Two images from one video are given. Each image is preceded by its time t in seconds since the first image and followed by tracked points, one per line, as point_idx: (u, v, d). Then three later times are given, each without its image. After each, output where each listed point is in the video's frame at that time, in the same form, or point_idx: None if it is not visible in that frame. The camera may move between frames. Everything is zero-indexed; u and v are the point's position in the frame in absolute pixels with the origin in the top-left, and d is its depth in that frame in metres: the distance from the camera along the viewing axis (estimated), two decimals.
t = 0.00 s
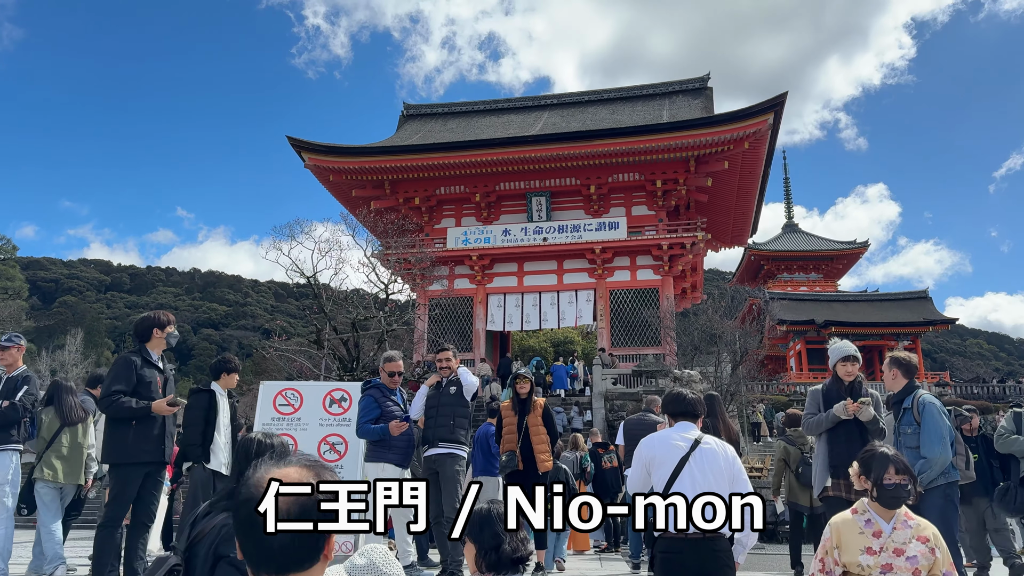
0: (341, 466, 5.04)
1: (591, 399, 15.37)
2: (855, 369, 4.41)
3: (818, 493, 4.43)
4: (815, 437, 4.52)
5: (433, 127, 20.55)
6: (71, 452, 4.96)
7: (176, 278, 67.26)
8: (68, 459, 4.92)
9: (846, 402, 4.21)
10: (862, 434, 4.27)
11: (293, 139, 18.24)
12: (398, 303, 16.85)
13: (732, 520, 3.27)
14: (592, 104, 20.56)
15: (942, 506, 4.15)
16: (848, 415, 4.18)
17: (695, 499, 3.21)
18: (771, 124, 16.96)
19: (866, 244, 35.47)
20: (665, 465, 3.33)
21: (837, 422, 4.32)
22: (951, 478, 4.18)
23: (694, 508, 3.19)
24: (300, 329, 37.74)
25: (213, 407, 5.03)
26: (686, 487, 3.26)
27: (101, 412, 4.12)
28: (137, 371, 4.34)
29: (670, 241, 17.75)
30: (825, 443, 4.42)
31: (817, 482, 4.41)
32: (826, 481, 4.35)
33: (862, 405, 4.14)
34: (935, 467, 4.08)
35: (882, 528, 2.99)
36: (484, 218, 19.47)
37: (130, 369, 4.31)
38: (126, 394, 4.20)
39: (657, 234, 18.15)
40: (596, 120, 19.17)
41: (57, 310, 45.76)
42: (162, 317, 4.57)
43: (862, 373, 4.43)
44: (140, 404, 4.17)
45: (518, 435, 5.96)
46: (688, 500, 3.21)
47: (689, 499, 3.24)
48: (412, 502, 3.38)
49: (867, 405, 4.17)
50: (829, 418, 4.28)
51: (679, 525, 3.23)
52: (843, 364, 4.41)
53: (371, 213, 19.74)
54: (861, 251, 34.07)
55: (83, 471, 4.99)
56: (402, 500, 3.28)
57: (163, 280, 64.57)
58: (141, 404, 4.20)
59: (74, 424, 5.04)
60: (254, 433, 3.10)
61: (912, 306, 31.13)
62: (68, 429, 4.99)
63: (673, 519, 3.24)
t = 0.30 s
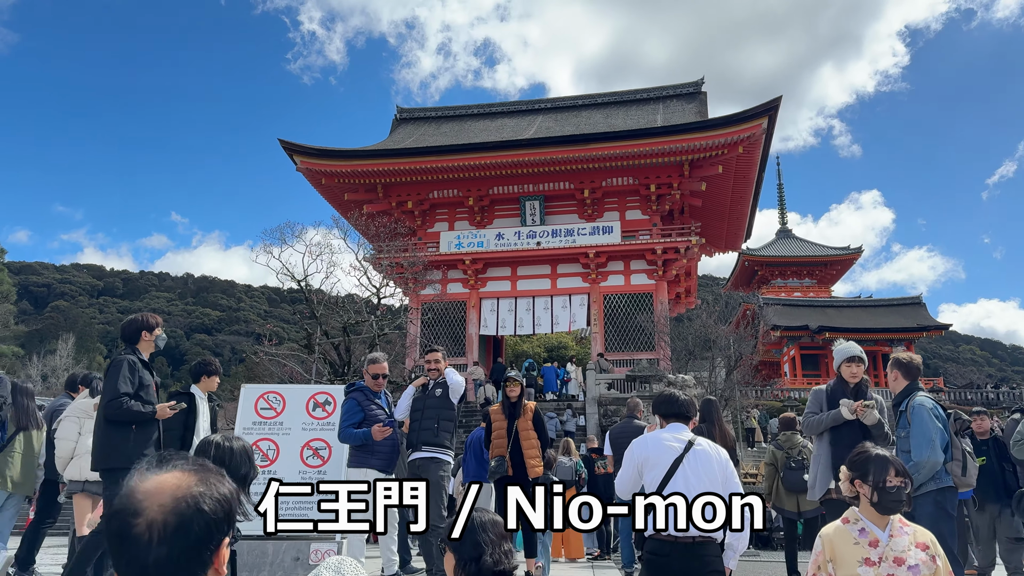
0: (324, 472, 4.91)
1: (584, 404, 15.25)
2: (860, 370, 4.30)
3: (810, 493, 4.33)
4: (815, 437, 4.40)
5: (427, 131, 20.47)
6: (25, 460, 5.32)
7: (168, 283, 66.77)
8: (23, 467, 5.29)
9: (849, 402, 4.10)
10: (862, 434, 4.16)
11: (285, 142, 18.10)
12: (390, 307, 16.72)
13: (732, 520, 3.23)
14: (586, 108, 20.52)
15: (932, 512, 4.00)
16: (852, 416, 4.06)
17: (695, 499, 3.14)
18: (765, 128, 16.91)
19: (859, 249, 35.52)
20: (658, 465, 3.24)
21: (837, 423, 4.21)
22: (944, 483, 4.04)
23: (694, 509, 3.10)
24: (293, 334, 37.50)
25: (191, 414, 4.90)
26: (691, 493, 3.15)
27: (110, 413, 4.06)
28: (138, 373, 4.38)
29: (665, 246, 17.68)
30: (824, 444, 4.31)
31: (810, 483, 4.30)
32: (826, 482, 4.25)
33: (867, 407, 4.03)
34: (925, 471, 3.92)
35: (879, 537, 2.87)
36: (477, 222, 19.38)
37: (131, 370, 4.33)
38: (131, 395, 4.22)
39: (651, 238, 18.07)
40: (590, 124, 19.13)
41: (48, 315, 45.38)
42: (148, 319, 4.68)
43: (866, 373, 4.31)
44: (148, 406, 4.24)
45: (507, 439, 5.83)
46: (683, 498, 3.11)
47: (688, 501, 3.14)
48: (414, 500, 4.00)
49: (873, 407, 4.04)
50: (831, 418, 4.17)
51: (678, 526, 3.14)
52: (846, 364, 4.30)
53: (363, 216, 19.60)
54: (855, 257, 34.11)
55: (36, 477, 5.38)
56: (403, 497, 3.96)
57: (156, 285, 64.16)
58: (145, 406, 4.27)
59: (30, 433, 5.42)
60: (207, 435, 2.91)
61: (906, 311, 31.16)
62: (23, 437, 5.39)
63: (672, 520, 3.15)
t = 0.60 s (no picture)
0: (313, 474, 4.79)
1: (580, 407, 15.13)
2: (869, 368, 4.21)
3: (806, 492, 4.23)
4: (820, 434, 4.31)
5: (422, 133, 20.38)
6: None
7: (163, 287, 66.39)
8: None
9: (858, 398, 4.03)
10: (868, 432, 4.08)
11: (279, 144, 18.00)
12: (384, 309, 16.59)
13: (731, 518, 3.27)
14: (582, 110, 20.48)
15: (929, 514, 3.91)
16: (862, 413, 3.98)
17: (695, 499, 3.15)
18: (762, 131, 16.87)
19: (855, 254, 35.53)
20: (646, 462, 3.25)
21: (844, 420, 4.11)
22: (942, 484, 3.94)
23: (694, 509, 3.12)
24: (288, 338, 37.26)
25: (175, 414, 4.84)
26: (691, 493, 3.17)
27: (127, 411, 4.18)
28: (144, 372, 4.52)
29: (661, 248, 17.59)
30: (829, 441, 4.22)
31: (810, 481, 4.19)
32: (835, 482, 4.10)
33: (879, 404, 3.96)
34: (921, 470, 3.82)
35: (901, 545, 2.77)
36: (472, 224, 19.29)
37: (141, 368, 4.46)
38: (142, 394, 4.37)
39: (647, 241, 17.98)
40: (586, 126, 19.09)
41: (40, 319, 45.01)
42: (145, 317, 4.81)
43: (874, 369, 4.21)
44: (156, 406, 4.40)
45: (501, 440, 5.72)
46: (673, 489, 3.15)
47: (688, 501, 3.16)
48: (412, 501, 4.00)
49: (887, 405, 3.97)
50: (838, 415, 4.08)
51: (678, 526, 3.13)
52: (855, 360, 4.21)
53: (358, 218, 19.51)
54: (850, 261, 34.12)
55: None
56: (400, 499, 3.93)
57: (150, 289, 63.77)
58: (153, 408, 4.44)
59: None
60: (174, 432, 2.80)
61: (902, 316, 31.15)
62: None
63: (673, 520, 3.14)
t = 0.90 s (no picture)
0: (301, 478, 4.65)
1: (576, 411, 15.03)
2: (868, 368, 4.14)
3: (808, 500, 4.10)
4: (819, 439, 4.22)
5: (418, 135, 20.31)
6: None
7: (159, 290, 66.09)
8: None
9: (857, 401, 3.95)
10: (868, 435, 4.00)
11: (274, 145, 17.89)
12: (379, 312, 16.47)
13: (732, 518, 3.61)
14: (578, 112, 20.42)
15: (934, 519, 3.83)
16: (861, 415, 3.90)
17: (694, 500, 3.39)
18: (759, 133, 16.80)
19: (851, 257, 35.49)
20: (634, 442, 3.57)
21: (844, 424, 4.02)
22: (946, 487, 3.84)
23: (695, 508, 3.35)
24: (283, 341, 37.07)
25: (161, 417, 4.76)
26: (687, 489, 3.43)
27: (137, 421, 4.18)
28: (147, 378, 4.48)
29: (657, 251, 17.50)
30: (829, 446, 4.10)
31: (812, 488, 4.06)
32: (838, 488, 3.95)
33: (879, 406, 3.88)
34: (925, 474, 3.71)
35: None
36: (468, 227, 19.20)
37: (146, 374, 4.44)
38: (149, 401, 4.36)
39: (644, 243, 17.88)
40: (583, 128, 19.03)
41: (33, 323, 44.64)
42: (144, 315, 4.73)
43: (873, 369, 4.13)
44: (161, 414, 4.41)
45: (494, 444, 5.62)
46: (663, 475, 3.43)
47: (690, 500, 3.39)
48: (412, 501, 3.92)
49: (886, 405, 3.91)
50: (838, 419, 3.99)
51: (679, 525, 3.35)
52: (853, 361, 4.14)
53: (353, 220, 19.40)
54: (847, 265, 34.09)
55: None
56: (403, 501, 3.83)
57: (146, 292, 63.38)
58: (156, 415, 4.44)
59: None
60: (138, 434, 2.68)
61: (898, 319, 31.11)
62: None
63: (674, 518, 3.36)
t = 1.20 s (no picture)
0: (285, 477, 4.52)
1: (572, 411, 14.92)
2: (862, 359, 4.05)
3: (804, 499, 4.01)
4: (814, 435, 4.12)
5: (414, 135, 20.23)
6: None
7: (155, 291, 65.80)
8: None
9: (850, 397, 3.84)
10: (862, 429, 3.90)
11: (268, 144, 17.76)
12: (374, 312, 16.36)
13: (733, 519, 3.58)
14: (575, 112, 20.35)
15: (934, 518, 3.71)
16: (854, 411, 3.80)
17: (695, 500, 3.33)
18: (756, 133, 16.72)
19: (848, 259, 35.45)
20: (624, 438, 3.49)
21: (837, 420, 3.93)
22: (947, 485, 3.72)
23: (695, 508, 3.29)
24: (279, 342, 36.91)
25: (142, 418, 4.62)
26: (681, 487, 3.36)
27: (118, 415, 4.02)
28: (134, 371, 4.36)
29: (654, 251, 17.40)
30: (822, 443, 4.01)
31: (807, 487, 3.97)
32: (833, 485, 3.86)
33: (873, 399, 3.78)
34: (919, 471, 3.63)
35: None
36: (464, 227, 19.11)
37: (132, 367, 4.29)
38: (133, 395, 4.21)
39: (640, 243, 17.79)
40: (579, 128, 18.95)
41: (28, 324, 44.39)
42: (135, 306, 4.62)
43: (866, 363, 4.05)
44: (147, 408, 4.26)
45: (484, 441, 5.52)
46: (652, 469, 3.36)
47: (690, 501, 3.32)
48: (411, 502, 3.65)
49: (879, 397, 3.82)
50: (829, 416, 3.92)
51: (679, 525, 3.30)
52: (844, 352, 4.07)
53: (348, 219, 19.30)
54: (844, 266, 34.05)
55: None
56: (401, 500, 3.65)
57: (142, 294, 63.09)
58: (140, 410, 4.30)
59: None
60: (89, 423, 2.60)
61: (895, 321, 31.07)
62: None
63: (674, 520, 3.31)
